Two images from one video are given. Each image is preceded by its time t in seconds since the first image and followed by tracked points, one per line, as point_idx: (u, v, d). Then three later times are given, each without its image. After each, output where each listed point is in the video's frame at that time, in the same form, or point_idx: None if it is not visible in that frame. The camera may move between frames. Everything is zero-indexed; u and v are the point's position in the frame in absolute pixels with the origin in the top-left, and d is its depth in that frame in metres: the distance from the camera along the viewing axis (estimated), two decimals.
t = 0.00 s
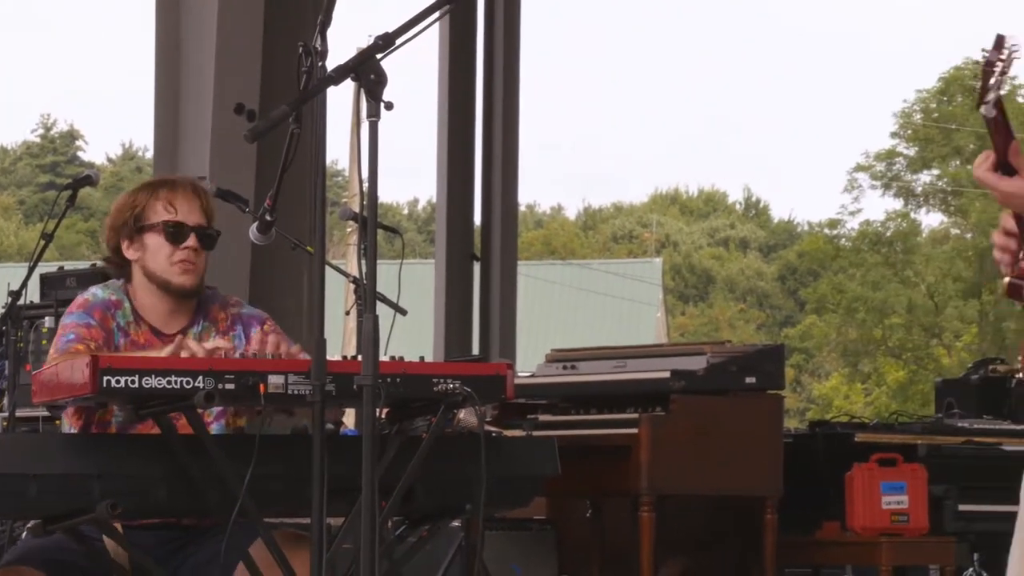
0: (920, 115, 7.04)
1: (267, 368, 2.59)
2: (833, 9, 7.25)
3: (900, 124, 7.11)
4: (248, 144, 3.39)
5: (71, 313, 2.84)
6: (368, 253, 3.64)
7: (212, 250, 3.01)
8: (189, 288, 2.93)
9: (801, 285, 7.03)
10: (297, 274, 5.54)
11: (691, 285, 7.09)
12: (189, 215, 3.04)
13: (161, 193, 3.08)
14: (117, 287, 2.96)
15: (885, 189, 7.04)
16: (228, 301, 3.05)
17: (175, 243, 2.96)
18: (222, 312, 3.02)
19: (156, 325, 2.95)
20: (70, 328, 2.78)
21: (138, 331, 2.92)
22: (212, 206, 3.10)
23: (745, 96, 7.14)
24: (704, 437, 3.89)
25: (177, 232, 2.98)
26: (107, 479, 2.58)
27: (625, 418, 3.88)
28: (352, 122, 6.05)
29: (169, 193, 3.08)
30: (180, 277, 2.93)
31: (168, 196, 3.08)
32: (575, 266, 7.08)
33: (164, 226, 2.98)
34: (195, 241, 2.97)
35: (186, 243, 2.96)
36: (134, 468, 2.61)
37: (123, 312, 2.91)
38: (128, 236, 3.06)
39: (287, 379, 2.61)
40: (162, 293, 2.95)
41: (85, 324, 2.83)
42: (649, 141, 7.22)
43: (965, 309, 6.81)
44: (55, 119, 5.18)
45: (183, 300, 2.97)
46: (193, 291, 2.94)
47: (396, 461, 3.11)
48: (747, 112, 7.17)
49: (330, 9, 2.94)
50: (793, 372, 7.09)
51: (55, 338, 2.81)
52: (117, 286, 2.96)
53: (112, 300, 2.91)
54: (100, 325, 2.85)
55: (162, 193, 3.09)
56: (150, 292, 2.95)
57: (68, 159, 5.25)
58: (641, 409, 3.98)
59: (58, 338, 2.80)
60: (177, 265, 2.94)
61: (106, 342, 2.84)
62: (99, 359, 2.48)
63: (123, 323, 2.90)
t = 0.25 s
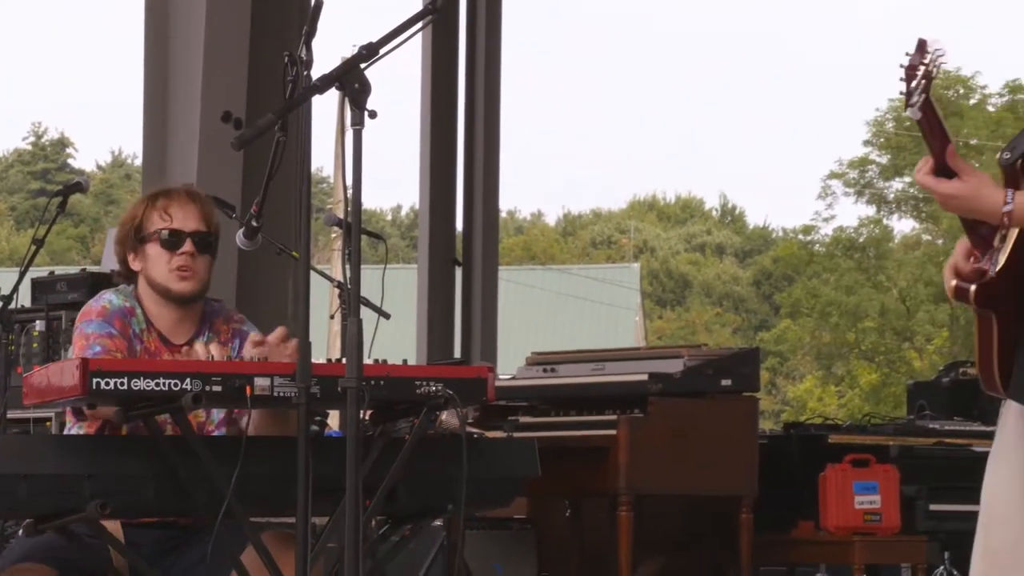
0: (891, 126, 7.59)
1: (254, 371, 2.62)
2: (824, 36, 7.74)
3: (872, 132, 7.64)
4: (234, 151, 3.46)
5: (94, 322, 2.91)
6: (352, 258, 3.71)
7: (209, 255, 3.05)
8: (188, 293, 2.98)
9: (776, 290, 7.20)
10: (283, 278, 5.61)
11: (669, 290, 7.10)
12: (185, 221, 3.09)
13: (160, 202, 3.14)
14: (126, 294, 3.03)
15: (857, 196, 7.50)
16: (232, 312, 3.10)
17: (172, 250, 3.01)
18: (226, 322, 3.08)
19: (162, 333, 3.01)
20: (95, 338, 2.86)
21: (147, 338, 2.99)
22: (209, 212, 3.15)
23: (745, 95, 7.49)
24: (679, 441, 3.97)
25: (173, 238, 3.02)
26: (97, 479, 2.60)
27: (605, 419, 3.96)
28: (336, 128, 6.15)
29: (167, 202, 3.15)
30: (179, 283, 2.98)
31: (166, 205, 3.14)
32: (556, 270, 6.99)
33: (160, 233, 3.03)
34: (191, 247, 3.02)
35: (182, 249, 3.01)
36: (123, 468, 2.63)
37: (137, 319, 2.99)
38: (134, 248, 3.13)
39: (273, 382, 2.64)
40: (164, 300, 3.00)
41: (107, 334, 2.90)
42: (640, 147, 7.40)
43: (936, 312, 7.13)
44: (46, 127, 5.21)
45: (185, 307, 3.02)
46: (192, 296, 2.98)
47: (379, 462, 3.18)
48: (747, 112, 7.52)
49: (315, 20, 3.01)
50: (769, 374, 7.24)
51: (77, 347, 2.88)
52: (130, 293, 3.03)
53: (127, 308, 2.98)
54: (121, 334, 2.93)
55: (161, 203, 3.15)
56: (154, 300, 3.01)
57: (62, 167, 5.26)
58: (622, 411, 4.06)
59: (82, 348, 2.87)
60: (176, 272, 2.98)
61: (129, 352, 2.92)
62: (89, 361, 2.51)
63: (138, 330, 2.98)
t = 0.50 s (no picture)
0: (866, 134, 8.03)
1: (243, 374, 2.67)
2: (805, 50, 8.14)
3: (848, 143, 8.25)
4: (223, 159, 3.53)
5: (100, 319, 3.00)
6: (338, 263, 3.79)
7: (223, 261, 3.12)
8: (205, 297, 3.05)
9: (753, 295, 7.90)
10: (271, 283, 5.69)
11: (649, 294, 7.45)
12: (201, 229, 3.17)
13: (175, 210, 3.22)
14: (139, 296, 3.12)
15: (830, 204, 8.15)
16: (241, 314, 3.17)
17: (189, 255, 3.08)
18: (235, 325, 3.15)
19: (176, 334, 3.09)
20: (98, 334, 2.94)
21: (157, 338, 3.07)
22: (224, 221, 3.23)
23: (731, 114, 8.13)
24: (658, 442, 4.06)
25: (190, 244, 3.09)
26: (89, 479, 2.66)
27: (587, 421, 4.04)
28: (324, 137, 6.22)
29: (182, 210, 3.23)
30: (196, 286, 3.05)
31: (181, 212, 3.22)
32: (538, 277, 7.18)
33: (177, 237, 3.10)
34: (208, 253, 3.09)
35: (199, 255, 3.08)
36: (115, 469, 2.69)
37: (147, 319, 3.08)
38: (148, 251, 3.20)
39: (262, 385, 2.68)
40: (180, 303, 3.08)
41: (111, 331, 2.99)
42: (630, 152, 7.74)
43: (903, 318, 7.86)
44: (39, 136, 5.16)
45: (200, 311, 3.10)
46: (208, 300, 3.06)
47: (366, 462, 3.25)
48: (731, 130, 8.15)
49: (302, 30, 3.08)
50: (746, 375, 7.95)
51: (82, 343, 2.97)
52: (143, 295, 3.12)
53: (138, 308, 3.08)
54: (127, 332, 3.01)
55: (177, 210, 3.22)
56: (169, 302, 3.09)
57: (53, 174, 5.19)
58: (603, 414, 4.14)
59: (86, 344, 2.96)
60: (193, 276, 3.06)
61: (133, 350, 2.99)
62: (81, 365, 2.57)
63: (147, 330, 3.07)
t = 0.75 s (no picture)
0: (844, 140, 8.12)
1: (232, 375, 2.72)
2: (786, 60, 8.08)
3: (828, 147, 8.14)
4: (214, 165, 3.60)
5: (98, 313, 3.11)
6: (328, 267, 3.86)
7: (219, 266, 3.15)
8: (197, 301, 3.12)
9: (733, 298, 7.75)
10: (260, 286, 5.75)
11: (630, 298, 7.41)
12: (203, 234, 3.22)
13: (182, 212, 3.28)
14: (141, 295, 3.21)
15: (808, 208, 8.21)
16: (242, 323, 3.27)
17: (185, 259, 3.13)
18: (235, 334, 3.25)
19: (173, 333, 3.18)
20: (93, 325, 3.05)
21: (155, 337, 3.16)
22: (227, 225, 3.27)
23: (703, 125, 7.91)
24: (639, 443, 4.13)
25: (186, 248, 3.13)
26: (82, 479, 2.72)
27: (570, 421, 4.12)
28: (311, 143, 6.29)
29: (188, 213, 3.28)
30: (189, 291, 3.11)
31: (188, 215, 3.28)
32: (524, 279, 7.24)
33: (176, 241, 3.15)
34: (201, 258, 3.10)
35: (193, 260, 3.10)
36: (109, 469, 2.74)
37: (146, 319, 3.17)
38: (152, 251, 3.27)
39: (251, 386, 2.73)
40: (175, 305, 3.15)
41: (107, 325, 3.09)
42: (630, 151, 7.60)
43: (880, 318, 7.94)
44: (34, 142, 5.26)
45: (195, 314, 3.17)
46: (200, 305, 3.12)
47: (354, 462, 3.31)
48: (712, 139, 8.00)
49: (290, 38, 3.15)
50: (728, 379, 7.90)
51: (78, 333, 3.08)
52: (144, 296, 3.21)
53: (138, 307, 3.17)
54: (122, 329, 3.11)
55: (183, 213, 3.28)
56: (167, 303, 3.17)
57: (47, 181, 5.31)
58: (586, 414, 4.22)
59: (80, 334, 3.06)
60: (186, 280, 3.11)
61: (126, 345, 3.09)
62: (74, 366, 2.63)
63: (145, 328, 3.16)
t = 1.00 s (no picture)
0: (825, 147, 7.77)
1: (226, 375, 2.81)
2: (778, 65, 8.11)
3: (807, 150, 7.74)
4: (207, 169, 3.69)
5: (83, 320, 3.17)
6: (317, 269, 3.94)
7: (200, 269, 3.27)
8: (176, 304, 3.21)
9: (714, 299, 7.59)
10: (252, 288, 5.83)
11: (615, 299, 7.47)
12: (181, 238, 3.32)
13: (161, 216, 3.37)
14: (120, 299, 3.29)
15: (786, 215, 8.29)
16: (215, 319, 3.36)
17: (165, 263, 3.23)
18: (210, 329, 3.33)
19: (153, 335, 3.26)
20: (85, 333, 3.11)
21: (138, 339, 3.24)
22: (206, 228, 3.37)
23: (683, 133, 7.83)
24: (624, 442, 4.23)
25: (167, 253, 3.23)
26: (78, 475, 2.80)
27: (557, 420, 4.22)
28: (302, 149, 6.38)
29: (166, 216, 3.37)
30: (168, 294, 3.21)
31: (167, 219, 3.37)
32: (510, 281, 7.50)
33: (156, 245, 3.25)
34: (182, 263, 3.23)
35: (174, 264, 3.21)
36: (103, 465, 2.82)
37: (127, 321, 3.24)
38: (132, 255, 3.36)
39: (244, 385, 2.82)
40: (154, 308, 3.24)
41: (95, 330, 3.15)
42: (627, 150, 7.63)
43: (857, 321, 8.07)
44: (32, 147, 5.13)
45: (173, 315, 3.27)
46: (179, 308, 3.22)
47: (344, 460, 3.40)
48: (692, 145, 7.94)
49: (284, 46, 3.24)
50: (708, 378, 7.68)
51: (68, 342, 3.14)
52: (122, 300, 3.28)
53: (117, 311, 3.24)
54: (108, 332, 3.18)
55: (160, 216, 3.37)
56: (145, 306, 3.26)
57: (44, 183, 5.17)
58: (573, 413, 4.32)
59: (71, 342, 3.12)
60: (167, 284, 3.21)
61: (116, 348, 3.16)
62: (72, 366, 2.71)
63: (128, 331, 3.23)
